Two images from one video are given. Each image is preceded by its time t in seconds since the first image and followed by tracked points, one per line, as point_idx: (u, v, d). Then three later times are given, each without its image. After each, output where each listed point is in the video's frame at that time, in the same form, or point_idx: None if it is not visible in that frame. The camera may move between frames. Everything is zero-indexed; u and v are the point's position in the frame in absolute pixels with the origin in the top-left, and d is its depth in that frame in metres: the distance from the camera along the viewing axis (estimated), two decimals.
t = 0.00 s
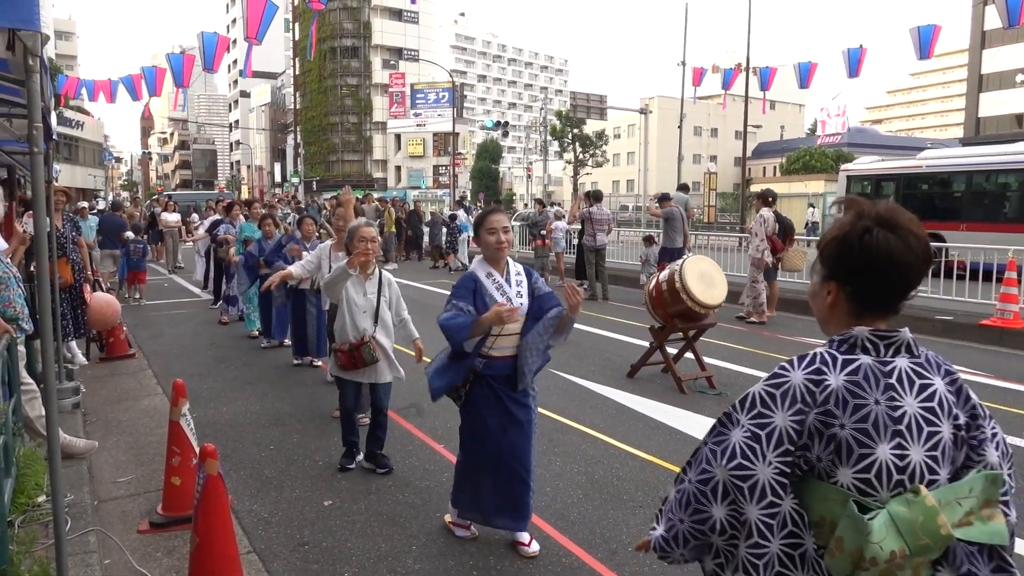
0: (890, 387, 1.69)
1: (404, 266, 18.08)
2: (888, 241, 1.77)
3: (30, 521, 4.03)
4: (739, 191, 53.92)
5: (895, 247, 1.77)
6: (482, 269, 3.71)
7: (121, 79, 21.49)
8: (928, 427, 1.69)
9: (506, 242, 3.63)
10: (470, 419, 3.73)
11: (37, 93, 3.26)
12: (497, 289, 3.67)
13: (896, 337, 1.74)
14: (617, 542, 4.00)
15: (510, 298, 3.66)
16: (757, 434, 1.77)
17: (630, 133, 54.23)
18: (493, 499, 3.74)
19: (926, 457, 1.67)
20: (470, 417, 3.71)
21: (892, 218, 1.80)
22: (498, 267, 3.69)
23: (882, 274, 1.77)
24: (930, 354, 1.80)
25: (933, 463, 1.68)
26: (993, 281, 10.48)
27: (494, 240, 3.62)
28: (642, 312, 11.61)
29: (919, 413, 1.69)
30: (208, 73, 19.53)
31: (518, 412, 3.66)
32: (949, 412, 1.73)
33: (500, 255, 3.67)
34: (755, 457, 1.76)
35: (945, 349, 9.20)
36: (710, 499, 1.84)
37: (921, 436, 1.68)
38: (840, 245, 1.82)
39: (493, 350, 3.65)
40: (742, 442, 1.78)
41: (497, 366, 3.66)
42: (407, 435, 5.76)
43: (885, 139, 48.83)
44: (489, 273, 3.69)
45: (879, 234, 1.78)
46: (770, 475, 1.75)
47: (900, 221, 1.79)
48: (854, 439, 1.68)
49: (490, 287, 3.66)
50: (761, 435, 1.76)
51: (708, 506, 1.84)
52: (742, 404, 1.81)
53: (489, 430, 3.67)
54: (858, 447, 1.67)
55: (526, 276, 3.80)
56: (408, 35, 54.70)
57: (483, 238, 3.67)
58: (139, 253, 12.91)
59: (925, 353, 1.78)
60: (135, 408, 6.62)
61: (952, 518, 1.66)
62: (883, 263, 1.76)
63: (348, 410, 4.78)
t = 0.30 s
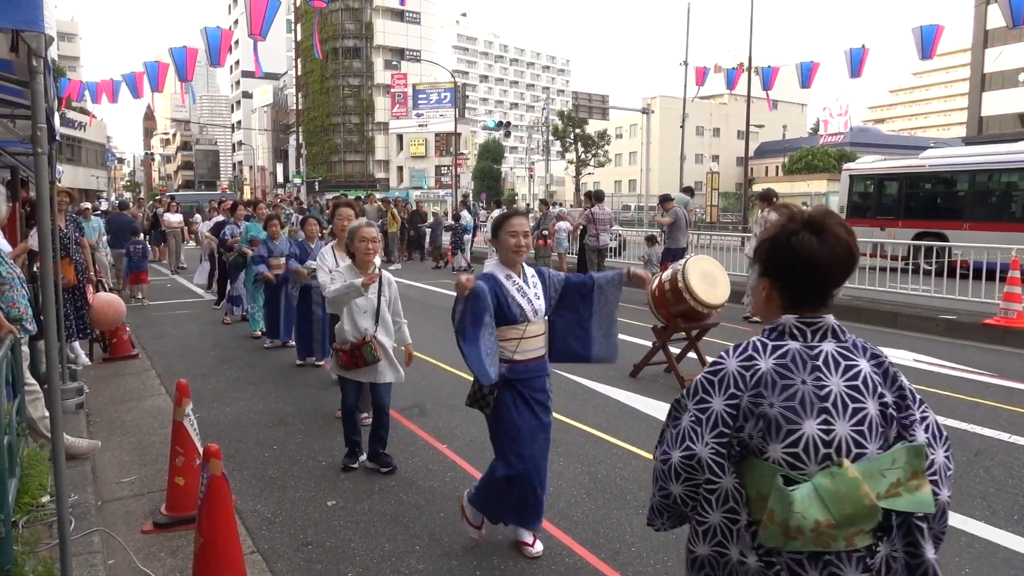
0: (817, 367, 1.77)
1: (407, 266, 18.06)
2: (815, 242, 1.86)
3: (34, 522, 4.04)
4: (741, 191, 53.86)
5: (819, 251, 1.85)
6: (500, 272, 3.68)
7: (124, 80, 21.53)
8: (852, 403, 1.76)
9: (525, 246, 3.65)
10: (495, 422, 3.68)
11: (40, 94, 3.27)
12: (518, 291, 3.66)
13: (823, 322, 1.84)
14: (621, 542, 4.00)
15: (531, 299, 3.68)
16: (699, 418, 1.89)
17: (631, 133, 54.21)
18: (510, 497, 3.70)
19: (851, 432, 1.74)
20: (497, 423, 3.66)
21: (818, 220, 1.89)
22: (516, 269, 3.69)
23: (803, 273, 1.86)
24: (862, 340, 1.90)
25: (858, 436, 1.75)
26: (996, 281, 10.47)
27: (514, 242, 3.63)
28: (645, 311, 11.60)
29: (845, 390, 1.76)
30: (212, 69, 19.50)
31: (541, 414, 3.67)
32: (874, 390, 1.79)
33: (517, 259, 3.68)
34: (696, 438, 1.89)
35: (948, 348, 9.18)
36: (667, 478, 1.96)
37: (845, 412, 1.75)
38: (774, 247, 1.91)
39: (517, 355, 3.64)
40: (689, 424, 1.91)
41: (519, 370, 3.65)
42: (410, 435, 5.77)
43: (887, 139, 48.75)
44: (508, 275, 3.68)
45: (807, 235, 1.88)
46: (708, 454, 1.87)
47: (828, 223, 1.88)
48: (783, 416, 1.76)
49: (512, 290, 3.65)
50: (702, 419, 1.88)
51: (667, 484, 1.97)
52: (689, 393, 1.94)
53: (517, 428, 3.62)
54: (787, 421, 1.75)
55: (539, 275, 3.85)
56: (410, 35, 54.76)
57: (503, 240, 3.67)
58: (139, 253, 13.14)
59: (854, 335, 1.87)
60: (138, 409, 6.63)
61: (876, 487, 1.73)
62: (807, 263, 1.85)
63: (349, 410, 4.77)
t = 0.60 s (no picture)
0: (729, 367, 1.86)
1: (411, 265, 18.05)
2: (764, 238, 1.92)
3: (38, 521, 4.05)
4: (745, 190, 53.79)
5: (765, 246, 1.91)
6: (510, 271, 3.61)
7: (127, 80, 21.56)
8: (751, 407, 1.83)
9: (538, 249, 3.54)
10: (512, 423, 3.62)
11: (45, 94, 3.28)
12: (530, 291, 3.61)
13: (748, 324, 1.89)
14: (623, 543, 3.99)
15: (541, 297, 3.62)
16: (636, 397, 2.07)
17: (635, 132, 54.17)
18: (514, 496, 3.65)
19: (746, 433, 1.83)
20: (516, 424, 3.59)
21: (769, 220, 1.95)
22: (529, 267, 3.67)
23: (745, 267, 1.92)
24: (800, 346, 1.89)
25: (751, 440, 1.83)
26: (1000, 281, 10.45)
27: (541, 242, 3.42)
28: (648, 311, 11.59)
29: (751, 393, 1.84)
30: (215, 72, 19.59)
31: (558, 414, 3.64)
32: (779, 397, 1.83)
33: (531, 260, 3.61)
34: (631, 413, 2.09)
35: (951, 348, 9.16)
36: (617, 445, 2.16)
37: (744, 414, 1.83)
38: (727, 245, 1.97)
39: (531, 353, 3.59)
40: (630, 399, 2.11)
41: (533, 368, 3.59)
42: (413, 434, 5.77)
43: (891, 138, 48.63)
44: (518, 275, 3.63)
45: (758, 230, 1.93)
46: (633, 429, 2.06)
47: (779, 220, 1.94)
48: (684, 407, 1.91)
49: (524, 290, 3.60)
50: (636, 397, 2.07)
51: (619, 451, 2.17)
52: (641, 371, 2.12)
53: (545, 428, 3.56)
54: (686, 411, 1.91)
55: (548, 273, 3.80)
56: (414, 36, 54.86)
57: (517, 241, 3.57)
58: (139, 252, 13.33)
59: (781, 334, 1.88)
60: (142, 408, 6.64)
61: (754, 496, 1.80)
62: (749, 259, 1.91)
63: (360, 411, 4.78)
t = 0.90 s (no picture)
0: (657, 366, 1.82)
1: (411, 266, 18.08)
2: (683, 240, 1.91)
3: (38, 522, 4.04)
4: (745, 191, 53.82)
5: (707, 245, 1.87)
6: (515, 276, 3.52)
7: (128, 81, 21.59)
8: (662, 407, 1.77)
9: (543, 251, 3.44)
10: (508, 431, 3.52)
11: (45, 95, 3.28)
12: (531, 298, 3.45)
13: (676, 324, 1.83)
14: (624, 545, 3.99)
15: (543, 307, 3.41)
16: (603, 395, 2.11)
17: (635, 133, 54.21)
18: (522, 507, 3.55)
19: (656, 431, 1.78)
20: (511, 435, 3.50)
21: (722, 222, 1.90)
22: (535, 276, 3.52)
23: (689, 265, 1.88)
24: (727, 349, 1.75)
25: (660, 438, 1.77)
26: (1000, 282, 10.45)
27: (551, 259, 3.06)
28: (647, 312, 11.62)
29: (665, 392, 1.77)
30: (216, 73, 19.63)
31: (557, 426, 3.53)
32: (686, 397, 1.74)
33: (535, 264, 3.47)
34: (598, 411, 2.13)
35: (950, 349, 9.17)
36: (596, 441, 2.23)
37: (656, 413, 1.78)
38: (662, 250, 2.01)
39: (530, 362, 3.45)
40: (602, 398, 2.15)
41: (532, 378, 3.46)
42: (412, 436, 5.77)
43: (892, 139, 48.65)
44: (522, 280, 3.51)
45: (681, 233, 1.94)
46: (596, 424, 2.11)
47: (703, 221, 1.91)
48: (616, 402, 1.92)
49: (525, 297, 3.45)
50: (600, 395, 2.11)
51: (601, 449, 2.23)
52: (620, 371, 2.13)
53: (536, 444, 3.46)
54: (618, 406, 1.91)
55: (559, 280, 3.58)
56: (414, 37, 54.99)
57: (520, 245, 3.48)
58: (141, 253, 13.40)
59: (709, 334, 1.78)
60: (142, 410, 6.64)
61: (648, 492, 1.75)
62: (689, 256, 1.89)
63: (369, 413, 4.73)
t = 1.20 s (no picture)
0: (623, 365, 1.80)
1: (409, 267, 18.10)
2: (673, 236, 1.85)
3: (36, 525, 4.04)
4: (743, 193, 53.91)
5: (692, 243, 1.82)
6: (518, 281, 3.50)
7: (126, 83, 21.57)
8: (617, 405, 1.74)
9: (552, 256, 3.45)
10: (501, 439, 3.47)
11: (42, 98, 3.28)
12: (529, 305, 3.42)
13: (644, 324, 1.80)
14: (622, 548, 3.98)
15: (540, 313, 3.40)
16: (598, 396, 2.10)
17: (633, 135, 54.28)
18: (514, 511, 3.42)
19: (610, 429, 1.75)
20: (500, 443, 3.46)
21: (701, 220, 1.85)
22: (537, 284, 3.46)
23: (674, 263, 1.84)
24: (684, 350, 1.67)
25: (612, 436, 1.74)
26: (997, 284, 10.49)
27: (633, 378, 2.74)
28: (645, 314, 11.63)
29: (623, 391, 1.74)
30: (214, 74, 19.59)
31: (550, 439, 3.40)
32: (635, 397, 1.69)
33: (544, 268, 3.45)
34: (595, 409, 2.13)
35: (948, 350, 9.18)
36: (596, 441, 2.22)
37: (612, 412, 1.75)
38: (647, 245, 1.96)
39: (523, 372, 3.41)
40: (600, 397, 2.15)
41: (526, 388, 3.41)
42: (410, 438, 5.77)
43: (889, 142, 48.76)
44: (523, 287, 3.46)
45: (670, 227, 1.88)
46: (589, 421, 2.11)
47: (693, 219, 1.85)
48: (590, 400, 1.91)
49: (522, 303, 3.43)
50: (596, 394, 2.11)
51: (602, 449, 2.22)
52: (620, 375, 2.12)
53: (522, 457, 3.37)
54: (592, 402, 1.90)
55: (567, 292, 3.50)
56: (413, 39, 55.03)
57: (527, 249, 3.49)
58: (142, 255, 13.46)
59: (671, 335, 1.72)
60: (140, 412, 6.63)
61: (594, 487, 1.75)
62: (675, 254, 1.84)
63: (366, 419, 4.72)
